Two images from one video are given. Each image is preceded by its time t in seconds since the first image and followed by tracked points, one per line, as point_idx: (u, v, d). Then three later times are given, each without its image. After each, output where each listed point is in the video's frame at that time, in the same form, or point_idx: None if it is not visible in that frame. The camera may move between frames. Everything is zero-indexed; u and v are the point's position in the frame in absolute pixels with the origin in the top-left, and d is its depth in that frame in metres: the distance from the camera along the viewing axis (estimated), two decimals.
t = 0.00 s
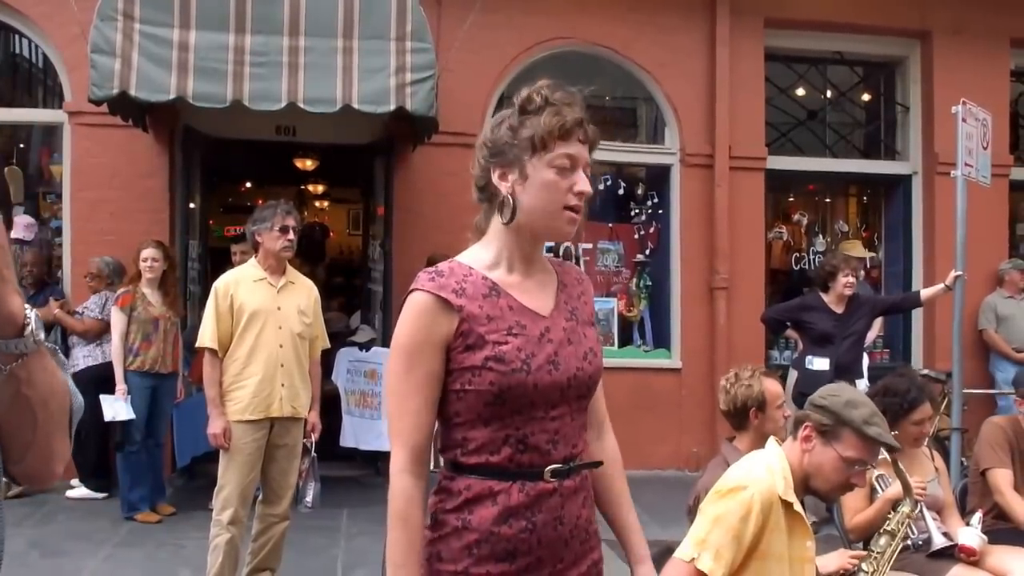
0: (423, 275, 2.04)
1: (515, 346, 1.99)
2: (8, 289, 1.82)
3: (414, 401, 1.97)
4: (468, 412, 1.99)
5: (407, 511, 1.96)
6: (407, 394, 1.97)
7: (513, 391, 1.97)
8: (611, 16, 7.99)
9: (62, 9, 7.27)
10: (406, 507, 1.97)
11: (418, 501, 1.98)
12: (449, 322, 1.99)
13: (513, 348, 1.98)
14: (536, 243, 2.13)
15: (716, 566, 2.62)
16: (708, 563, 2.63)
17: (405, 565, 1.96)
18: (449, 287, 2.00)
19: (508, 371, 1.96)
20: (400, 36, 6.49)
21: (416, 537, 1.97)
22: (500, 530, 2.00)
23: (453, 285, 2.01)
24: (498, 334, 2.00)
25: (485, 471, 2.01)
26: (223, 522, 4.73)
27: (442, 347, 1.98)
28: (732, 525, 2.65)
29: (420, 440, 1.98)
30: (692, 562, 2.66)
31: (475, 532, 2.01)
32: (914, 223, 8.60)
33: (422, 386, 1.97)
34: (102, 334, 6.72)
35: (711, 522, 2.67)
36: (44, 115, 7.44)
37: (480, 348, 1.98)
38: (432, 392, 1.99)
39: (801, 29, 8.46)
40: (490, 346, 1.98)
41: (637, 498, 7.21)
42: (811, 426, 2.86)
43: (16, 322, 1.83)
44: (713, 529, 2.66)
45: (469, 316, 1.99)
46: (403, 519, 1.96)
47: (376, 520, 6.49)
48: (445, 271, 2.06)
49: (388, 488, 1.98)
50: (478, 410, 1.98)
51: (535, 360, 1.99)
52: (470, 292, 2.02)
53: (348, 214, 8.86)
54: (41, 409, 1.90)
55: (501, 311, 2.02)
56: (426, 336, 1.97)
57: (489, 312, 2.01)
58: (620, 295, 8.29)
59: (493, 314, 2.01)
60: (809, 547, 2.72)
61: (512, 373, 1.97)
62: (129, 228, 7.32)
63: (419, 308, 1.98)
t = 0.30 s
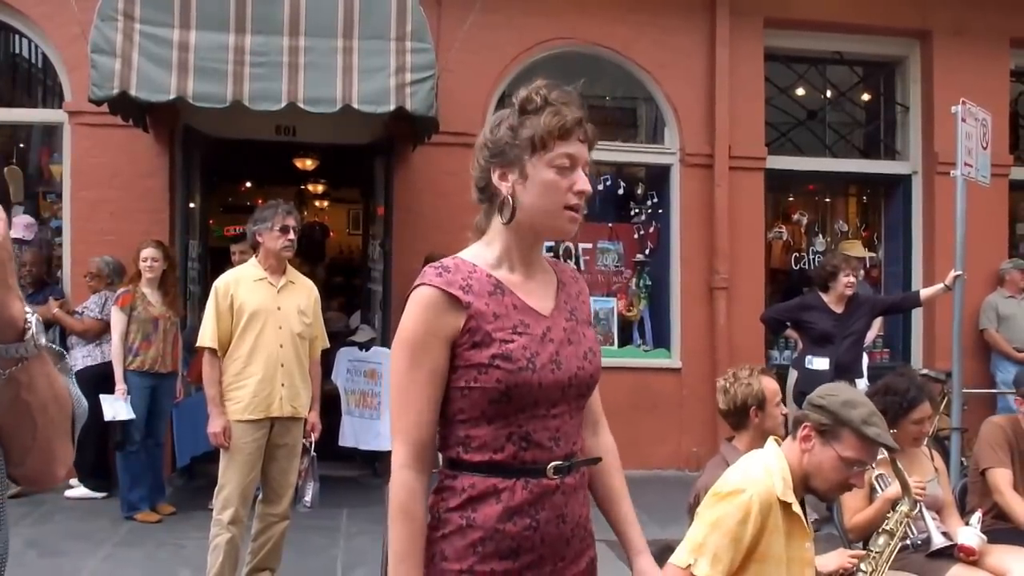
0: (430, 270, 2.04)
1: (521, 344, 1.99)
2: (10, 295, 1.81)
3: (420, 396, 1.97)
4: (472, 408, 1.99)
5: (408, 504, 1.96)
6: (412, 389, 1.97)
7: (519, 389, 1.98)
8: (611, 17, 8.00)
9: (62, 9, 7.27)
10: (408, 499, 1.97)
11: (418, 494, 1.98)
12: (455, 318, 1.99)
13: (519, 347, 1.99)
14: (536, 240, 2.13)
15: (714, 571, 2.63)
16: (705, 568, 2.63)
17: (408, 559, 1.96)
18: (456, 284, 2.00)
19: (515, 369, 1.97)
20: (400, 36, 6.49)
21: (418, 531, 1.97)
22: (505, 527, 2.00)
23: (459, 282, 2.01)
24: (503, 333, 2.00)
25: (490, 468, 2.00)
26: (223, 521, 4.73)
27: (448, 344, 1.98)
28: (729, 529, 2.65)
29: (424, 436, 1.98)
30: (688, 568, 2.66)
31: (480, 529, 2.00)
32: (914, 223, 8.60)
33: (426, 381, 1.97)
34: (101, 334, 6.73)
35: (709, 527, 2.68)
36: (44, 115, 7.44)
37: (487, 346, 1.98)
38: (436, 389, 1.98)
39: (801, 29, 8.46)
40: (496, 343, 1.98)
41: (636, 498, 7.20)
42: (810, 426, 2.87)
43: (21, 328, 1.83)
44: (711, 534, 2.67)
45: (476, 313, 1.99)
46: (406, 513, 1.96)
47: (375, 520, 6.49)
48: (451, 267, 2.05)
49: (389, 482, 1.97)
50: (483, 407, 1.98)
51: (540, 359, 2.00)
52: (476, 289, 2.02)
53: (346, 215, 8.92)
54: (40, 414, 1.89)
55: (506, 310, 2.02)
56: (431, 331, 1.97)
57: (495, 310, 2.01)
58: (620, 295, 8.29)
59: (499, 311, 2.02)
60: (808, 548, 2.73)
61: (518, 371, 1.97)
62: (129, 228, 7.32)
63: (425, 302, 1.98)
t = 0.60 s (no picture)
0: (430, 267, 2.04)
1: (518, 345, 1.99)
2: (12, 301, 1.69)
3: (418, 393, 1.96)
4: (467, 407, 1.99)
5: (411, 502, 1.95)
6: (411, 386, 1.96)
7: (514, 390, 1.98)
8: (611, 17, 8.00)
9: (62, 8, 7.27)
10: (411, 496, 1.96)
11: (422, 492, 1.97)
12: (454, 316, 1.98)
13: (516, 347, 1.99)
14: (537, 237, 2.12)
15: (712, 575, 2.63)
16: (702, 572, 2.63)
17: (413, 558, 1.95)
18: (456, 282, 2.01)
19: (510, 370, 1.97)
20: (400, 35, 6.49)
21: (420, 531, 1.96)
22: (493, 525, 2.01)
23: (459, 281, 2.02)
24: (502, 333, 2.01)
25: (484, 467, 2.01)
26: (223, 521, 4.73)
27: (446, 341, 1.98)
28: (727, 532, 2.65)
29: (422, 433, 1.97)
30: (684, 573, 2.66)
31: (468, 526, 2.02)
32: (914, 222, 8.60)
33: (425, 379, 1.97)
34: (101, 334, 6.73)
35: (706, 531, 2.67)
36: (44, 114, 7.44)
37: (484, 346, 1.98)
38: (434, 387, 1.98)
39: (801, 29, 8.47)
40: (493, 343, 1.98)
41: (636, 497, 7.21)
42: (809, 427, 2.87)
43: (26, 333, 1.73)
44: (708, 539, 2.66)
45: (474, 312, 1.99)
46: (409, 512, 1.95)
47: (375, 519, 6.50)
48: (451, 265, 2.06)
49: (390, 479, 1.96)
50: (477, 406, 1.99)
51: (536, 359, 2.00)
52: (475, 288, 2.02)
53: (346, 214, 8.90)
54: (43, 419, 1.80)
55: (505, 309, 2.03)
56: (431, 328, 1.97)
57: (494, 309, 2.02)
58: (620, 294, 8.30)
59: (497, 311, 2.02)
60: (807, 550, 2.73)
61: (513, 372, 1.97)
62: (129, 228, 7.33)
63: (425, 298, 1.98)
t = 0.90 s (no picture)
0: (417, 277, 2.04)
1: (509, 348, 1.99)
2: (21, 305, 1.71)
3: (411, 398, 1.96)
4: (461, 412, 1.99)
5: (411, 509, 1.95)
6: (402, 391, 1.96)
7: (506, 393, 1.97)
8: (611, 16, 7.99)
9: (61, 7, 7.27)
10: (412, 504, 1.96)
11: (423, 500, 1.97)
12: (442, 323, 1.98)
13: (506, 350, 1.99)
14: (531, 237, 2.12)
15: None
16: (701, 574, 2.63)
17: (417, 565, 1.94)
18: (443, 290, 2.00)
19: (501, 373, 1.97)
20: (400, 34, 6.49)
21: (422, 536, 1.96)
22: (486, 525, 2.01)
23: (447, 288, 2.01)
24: (492, 336, 2.00)
25: (479, 470, 2.01)
26: (223, 520, 4.72)
27: (437, 347, 1.98)
28: (726, 534, 2.65)
29: (418, 437, 1.97)
30: None
31: (461, 527, 2.03)
32: (913, 222, 8.61)
33: (416, 385, 1.96)
34: (101, 332, 6.74)
35: (704, 533, 2.67)
36: (43, 112, 7.44)
37: (474, 350, 1.98)
38: (425, 393, 1.97)
39: (800, 28, 8.47)
40: (483, 347, 1.98)
41: (636, 496, 7.21)
42: (807, 426, 2.87)
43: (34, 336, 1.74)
44: (707, 540, 2.66)
45: (463, 317, 1.99)
46: (408, 520, 1.95)
47: (375, 518, 6.50)
48: (440, 274, 2.06)
49: (392, 487, 1.96)
50: (471, 410, 1.98)
51: (529, 362, 2.00)
52: (464, 295, 2.02)
53: (347, 213, 8.84)
54: (46, 422, 1.80)
55: (496, 313, 2.03)
56: (419, 335, 1.97)
57: (484, 313, 2.01)
58: (620, 293, 8.30)
59: (487, 315, 2.02)
60: (807, 551, 2.74)
61: (504, 375, 1.97)
62: (129, 228, 7.32)
63: (410, 309, 1.98)
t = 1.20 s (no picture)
0: (415, 276, 2.03)
1: (508, 346, 1.99)
2: (14, 349, 1.72)
3: (408, 398, 1.96)
4: (462, 412, 1.99)
5: (403, 508, 1.97)
6: (400, 392, 1.96)
7: (506, 392, 1.97)
8: (611, 15, 7.99)
9: (61, 5, 7.26)
10: (404, 505, 1.97)
11: (415, 499, 1.98)
12: (439, 322, 1.98)
13: (505, 349, 1.99)
14: (528, 237, 2.12)
15: None
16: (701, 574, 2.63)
17: (403, 564, 1.96)
18: (441, 290, 2.00)
19: (500, 372, 1.97)
20: (400, 33, 6.49)
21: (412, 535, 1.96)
22: (491, 525, 2.01)
23: (445, 288, 2.01)
24: (491, 335, 2.00)
25: (480, 469, 2.02)
26: (223, 519, 4.71)
27: (435, 347, 1.98)
28: (726, 534, 2.65)
29: (417, 437, 1.97)
30: None
31: (467, 526, 2.03)
32: (913, 221, 8.61)
33: (414, 385, 1.96)
34: (101, 331, 6.73)
35: (704, 533, 2.67)
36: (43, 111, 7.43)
37: (473, 349, 1.98)
38: (423, 394, 1.97)
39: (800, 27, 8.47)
40: (482, 346, 1.98)
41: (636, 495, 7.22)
42: (807, 424, 2.87)
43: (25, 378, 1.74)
44: (707, 540, 2.66)
45: (461, 317, 1.99)
46: (399, 518, 1.96)
47: (374, 517, 6.50)
48: (437, 273, 2.05)
49: (387, 486, 1.97)
50: (472, 410, 1.98)
51: (528, 360, 2.00)
52: (462, 294, 2.02)
53: (345, 211, 8.90)
54: (45, 438, 1.80)
55: (494, 312, 2.02)
56: (416, 335, 1.97)
57: (482, 312, 2.01)
58: (620, 292, 8.30)
59: (486, 314, 2.01)
60: (807, 549, 2.74)
61: (504, 373, 1.97)
62: (129, 226, 7.31)
63: (408, 308, 1.97)
